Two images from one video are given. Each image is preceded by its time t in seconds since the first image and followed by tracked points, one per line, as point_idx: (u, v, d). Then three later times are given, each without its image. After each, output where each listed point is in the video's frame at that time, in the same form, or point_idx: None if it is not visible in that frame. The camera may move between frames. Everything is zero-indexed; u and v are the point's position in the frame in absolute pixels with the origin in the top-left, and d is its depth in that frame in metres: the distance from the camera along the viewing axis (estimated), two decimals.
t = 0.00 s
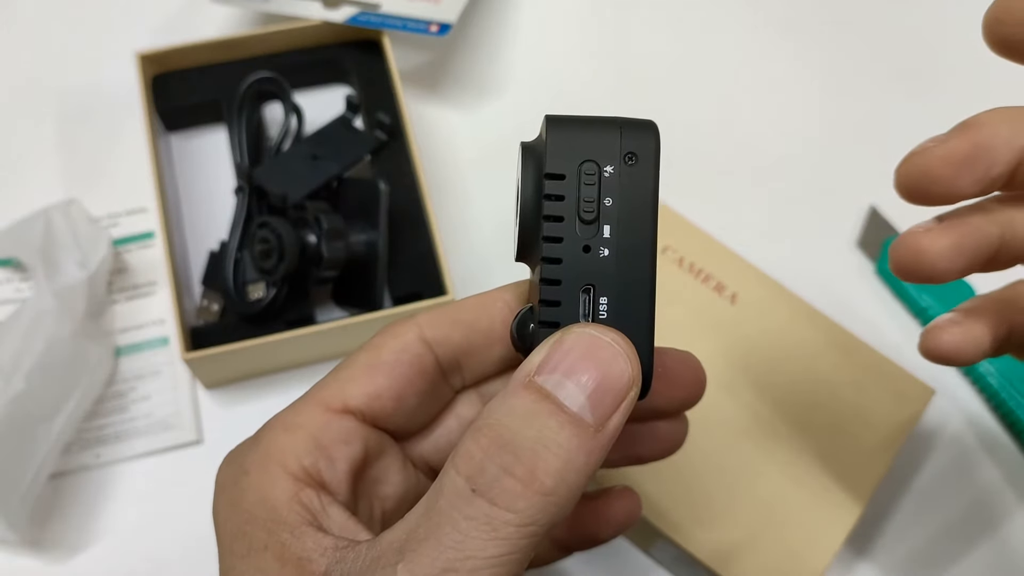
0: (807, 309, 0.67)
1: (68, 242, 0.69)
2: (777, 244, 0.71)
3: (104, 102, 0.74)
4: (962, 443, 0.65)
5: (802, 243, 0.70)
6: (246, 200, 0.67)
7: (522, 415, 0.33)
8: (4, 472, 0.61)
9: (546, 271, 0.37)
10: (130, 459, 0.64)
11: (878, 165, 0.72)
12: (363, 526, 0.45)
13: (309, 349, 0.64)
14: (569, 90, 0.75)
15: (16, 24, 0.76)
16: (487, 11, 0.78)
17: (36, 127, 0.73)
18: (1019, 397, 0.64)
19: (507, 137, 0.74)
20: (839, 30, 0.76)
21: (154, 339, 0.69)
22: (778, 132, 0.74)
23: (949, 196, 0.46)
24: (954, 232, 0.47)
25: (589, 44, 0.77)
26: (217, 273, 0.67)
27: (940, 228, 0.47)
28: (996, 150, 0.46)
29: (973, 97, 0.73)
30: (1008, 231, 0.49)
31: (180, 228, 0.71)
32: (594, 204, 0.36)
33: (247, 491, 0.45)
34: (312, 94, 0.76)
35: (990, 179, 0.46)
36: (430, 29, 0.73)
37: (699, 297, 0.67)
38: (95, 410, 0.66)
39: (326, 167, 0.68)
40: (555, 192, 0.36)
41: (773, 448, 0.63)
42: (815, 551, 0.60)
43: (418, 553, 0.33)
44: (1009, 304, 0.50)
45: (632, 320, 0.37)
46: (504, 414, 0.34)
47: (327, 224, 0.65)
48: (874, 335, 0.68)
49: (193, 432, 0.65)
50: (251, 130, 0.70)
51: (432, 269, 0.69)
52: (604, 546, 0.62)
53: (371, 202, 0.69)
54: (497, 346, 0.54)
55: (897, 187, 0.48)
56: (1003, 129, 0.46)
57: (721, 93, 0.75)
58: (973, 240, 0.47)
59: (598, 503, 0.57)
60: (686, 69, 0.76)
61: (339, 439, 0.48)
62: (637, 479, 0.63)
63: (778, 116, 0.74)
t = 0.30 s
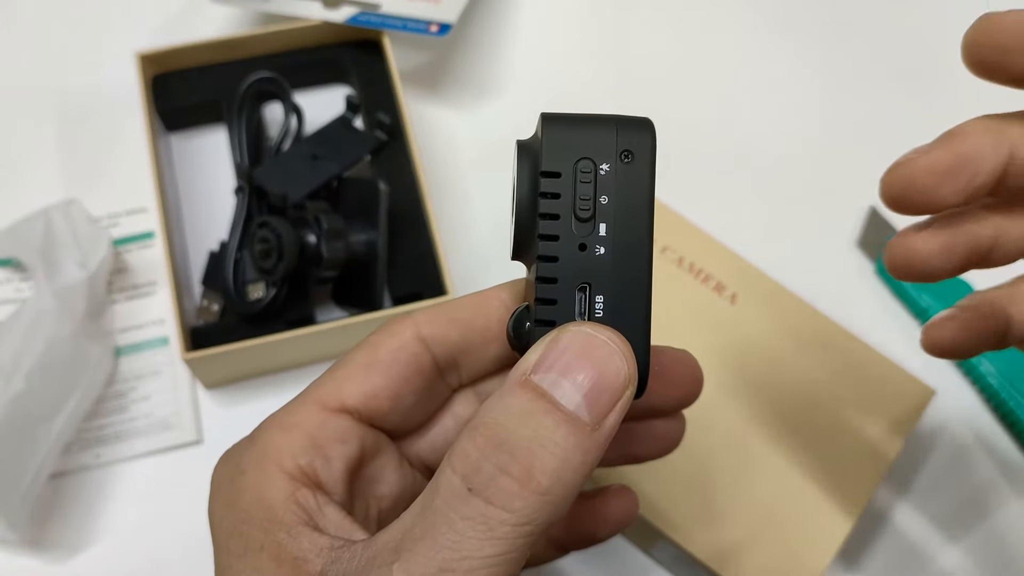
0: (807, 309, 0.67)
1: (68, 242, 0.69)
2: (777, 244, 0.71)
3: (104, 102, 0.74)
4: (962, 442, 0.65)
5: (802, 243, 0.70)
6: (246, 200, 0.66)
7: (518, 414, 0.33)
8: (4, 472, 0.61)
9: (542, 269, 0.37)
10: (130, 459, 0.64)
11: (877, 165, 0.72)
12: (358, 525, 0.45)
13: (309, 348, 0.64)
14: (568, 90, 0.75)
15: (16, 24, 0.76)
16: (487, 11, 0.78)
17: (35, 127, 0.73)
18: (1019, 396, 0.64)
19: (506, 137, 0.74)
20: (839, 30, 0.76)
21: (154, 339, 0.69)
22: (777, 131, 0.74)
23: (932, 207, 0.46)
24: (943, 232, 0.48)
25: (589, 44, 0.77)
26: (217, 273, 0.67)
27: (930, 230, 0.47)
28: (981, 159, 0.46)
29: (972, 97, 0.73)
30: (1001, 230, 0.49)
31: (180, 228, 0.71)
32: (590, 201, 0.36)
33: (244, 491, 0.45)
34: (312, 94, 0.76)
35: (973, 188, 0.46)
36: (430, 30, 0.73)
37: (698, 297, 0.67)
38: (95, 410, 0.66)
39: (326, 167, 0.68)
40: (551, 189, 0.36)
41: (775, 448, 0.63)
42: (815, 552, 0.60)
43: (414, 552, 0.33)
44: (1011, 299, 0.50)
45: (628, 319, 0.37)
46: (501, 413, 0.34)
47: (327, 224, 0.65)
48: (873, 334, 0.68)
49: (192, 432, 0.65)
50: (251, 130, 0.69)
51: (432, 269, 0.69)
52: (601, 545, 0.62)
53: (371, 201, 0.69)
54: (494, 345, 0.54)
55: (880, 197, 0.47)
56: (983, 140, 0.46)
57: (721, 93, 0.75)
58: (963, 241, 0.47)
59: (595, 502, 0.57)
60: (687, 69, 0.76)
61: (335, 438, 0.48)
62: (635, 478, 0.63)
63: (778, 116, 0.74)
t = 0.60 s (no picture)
0: (806, 309, 0.67)
1: (68, 242, 0.69)
2: (778, 244, 0.70)
3: (104, 102, 0.74)
4: (963, 443, 0.65)
5: (802, 244, 0.70)
6: (246, 200, 0.66)
7: (519, 415, 0.33)
8: (4, 471, 0.61)
9: (543, 270, 0.37)
10: (130, 459, 0.64)
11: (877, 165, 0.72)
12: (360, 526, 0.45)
13: (309, 349, 0.64)
14: (569, 91, 0.75)
15: (17, 24, 0.76)
16: (487, 11, 0.78)
17: (35, 127, 0.73)
18: (1019, 396, 0.63)
19: (506, 137, 0.74)
20: (839, 30, 0.76)
21: (154, 339, 0.69)
22: (777, 131, 0.74)
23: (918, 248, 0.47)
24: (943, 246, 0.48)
25: (590, 44, 0.77)
26: (218, 273, 0.67)
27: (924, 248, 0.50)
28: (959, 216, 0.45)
29: (972, 98, 0.73)
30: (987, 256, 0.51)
31: (180, 228, 0.71)
32: (592, 202, 0.36)
33: (244, 492, 0.45)
34: (311, 94, 0.76)
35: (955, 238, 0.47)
36: (430, 29, 0.73)
37: (699, 298, 0.67)
38: (95, 410, 0.66)
39: (326, 167, 0.68)
40: (552, 191, 0.36)
41: (775, 449, 0.63)
42: (816, 552, 0.60)
43: (414, 554, 0.33)
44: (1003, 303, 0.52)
45: (629, 321, 0.37)
46: (502, 415, 0.33)
47: (327, 224, 0.65)
48: (874, 335, 0.68)
49: (193, 432, 0.65)
50: (251, 130, 0.69)
51: (432, 269, 0.69)
52: (602, 546, 0.62)
53: (371, 201, 0.69)
54: (495, 345, 0.54)
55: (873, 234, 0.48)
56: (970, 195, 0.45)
57: (721, 93, 0.75)
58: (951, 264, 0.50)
59: (597, 503, 0.57)
60: (687, 69, 0.76)
61: (336, 438, 0.48)
62: (635, 479, 0.63)
63: (779, 116, 0.74)
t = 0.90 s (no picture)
0: (805, 309, 0.67)
1: (68, 242, 0.69)
2: (780, 246, 0.71)
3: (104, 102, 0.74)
4: (964, 443, 0.65)
5: (802, 245, 0.71)
6: (246, 200, 0.67)
7: (521, 416, 0.33)
8: (4, 471, 0.61)
9: (545, 272, 0.37)
10: (130, 459, 0.65)
11: (877, 165, 0.72)
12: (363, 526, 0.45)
13: (310, 349, 0.64)
14: (570, 92, 0.76)
15: (17, 25, 0.76)
16: (487, 12, 0.78)
17: (36, 128, 0.73)
18: (1019, 397, 0.63)
19: (507, 137, 0.74)
20: (839, 30, 0.76)
21: (154, 339, 0.69)
22: (777, 132, 0.74)
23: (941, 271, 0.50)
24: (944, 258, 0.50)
25: (590, 45, 0.77)
26: (218, 273, 0.67)
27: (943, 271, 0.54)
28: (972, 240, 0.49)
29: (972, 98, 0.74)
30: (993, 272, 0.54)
31: (180, 228, 0.71)
32: (593, 204, 0.37)
33: (247, 492, 0.45)
34: (311, 93, 0.76)
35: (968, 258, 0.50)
36: (430, 29, 0.73)
37: (700, 299, 0.67)
38: (95, 410, 0.66)
39: (326, 167, 0.68)
40: (553, 193, 0.36)
41: (773, 449, 0.63)
42: (814, 552, 0.61)
43: (417, 554, 0.33)
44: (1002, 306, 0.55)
45: (630, 322, 0.37)
46: (504, 415, 0.34)
47: (327, 224, 0.65)
48: (874, 335, 0.68)
49: (193, 432, 0.65)
50: (251, 129, 0.70)
51: (433, 270, 0.70)
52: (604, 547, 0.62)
53: (371, 201, 0.69)
54: (497, 346, 0.54)
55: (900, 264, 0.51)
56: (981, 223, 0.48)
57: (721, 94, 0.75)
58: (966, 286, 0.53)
59: (598, 504, 0.57)
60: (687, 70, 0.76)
61: (339, 439, 0.48)
62: (636, 479, 0.63)
63: (779, 117, 0.74)
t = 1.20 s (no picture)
0: (806, 308, 0.67)
1: (67, 242, 0.69)
2: (778, 245, 0.71)
3: (104, 102, 0.74)
4: (963, 443, 0.65)
5: (802, 244, 0.70)
6: (246, 200, 0.66)
7: (512, 408, 0.33)
8: (4, 471, 0.61)
9: (535, 264, 0.37)
10: (130, 459, 0.64)
11: (876, 165, 0.72)
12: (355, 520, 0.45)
13: (309, 349, 0.64)
14: (569, 91, 0.75)
15: (15, 25, 0.76)
16: (488, 11, 0.78)
17: (36, 127, 0.73)
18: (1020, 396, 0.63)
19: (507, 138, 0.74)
20: (839, 30, 0.76)
21: (154, 339, 0.69)
22: (777, 132, 0.74)
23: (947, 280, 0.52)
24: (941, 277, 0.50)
25: (590, 44, 0.77)
26: (218, 273, 0.67)
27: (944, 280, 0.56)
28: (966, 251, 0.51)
29: (970, 98, 0.74)
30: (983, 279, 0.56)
31: (180, 228, 0.71)
32: (583, 195, 0.36)
33: (239, 488, 0.45)
34: (311, 94, 0.76)
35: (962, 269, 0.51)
36: (430, 29, 0.73)
37: (699, 297, 0.67)
38: (95, 410, 0.66)
39: (326, 167, 0.68)
40: (544, 184, 0.36)
41: (774, 449, 0.63)
42: (815, 552, 0.60)
43: (408, 546, 0.33)
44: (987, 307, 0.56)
45: (621, 314, 0.37)
46: (494, 408, 0.34)
47: (327, 224, 0.65)
48: (874, 334, 0.68)
49: (193, 432, 0.65)
50: (251, 129, 0.70)
51: (432, 269, 0.69)
52: (597, 541, 0.62)
53: (371, 201, 0.69)
54: (490, 341, 0.54)
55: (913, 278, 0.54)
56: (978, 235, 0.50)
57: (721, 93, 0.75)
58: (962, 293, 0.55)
59: (589, 498, 0.57)
60: (687, 70, 0.76)
61: (332, 434, 0.48)
62: (631, 474, 0.63)
63: (779, 116, 0.74)
